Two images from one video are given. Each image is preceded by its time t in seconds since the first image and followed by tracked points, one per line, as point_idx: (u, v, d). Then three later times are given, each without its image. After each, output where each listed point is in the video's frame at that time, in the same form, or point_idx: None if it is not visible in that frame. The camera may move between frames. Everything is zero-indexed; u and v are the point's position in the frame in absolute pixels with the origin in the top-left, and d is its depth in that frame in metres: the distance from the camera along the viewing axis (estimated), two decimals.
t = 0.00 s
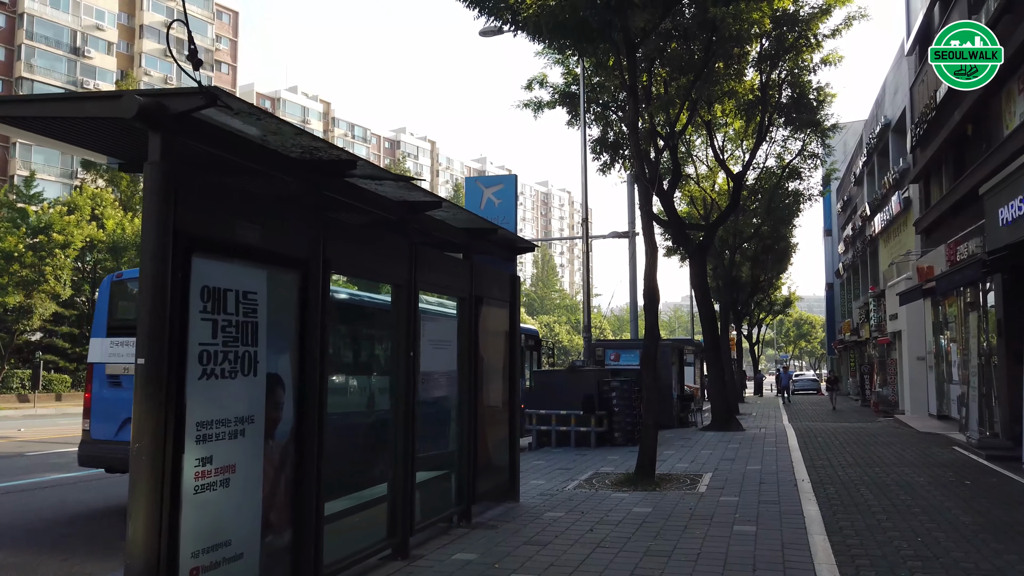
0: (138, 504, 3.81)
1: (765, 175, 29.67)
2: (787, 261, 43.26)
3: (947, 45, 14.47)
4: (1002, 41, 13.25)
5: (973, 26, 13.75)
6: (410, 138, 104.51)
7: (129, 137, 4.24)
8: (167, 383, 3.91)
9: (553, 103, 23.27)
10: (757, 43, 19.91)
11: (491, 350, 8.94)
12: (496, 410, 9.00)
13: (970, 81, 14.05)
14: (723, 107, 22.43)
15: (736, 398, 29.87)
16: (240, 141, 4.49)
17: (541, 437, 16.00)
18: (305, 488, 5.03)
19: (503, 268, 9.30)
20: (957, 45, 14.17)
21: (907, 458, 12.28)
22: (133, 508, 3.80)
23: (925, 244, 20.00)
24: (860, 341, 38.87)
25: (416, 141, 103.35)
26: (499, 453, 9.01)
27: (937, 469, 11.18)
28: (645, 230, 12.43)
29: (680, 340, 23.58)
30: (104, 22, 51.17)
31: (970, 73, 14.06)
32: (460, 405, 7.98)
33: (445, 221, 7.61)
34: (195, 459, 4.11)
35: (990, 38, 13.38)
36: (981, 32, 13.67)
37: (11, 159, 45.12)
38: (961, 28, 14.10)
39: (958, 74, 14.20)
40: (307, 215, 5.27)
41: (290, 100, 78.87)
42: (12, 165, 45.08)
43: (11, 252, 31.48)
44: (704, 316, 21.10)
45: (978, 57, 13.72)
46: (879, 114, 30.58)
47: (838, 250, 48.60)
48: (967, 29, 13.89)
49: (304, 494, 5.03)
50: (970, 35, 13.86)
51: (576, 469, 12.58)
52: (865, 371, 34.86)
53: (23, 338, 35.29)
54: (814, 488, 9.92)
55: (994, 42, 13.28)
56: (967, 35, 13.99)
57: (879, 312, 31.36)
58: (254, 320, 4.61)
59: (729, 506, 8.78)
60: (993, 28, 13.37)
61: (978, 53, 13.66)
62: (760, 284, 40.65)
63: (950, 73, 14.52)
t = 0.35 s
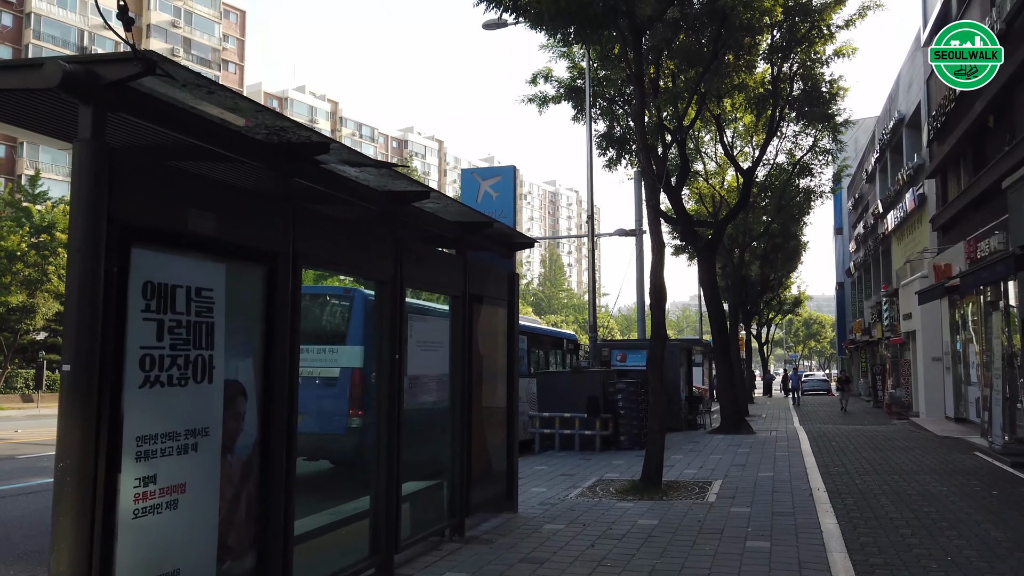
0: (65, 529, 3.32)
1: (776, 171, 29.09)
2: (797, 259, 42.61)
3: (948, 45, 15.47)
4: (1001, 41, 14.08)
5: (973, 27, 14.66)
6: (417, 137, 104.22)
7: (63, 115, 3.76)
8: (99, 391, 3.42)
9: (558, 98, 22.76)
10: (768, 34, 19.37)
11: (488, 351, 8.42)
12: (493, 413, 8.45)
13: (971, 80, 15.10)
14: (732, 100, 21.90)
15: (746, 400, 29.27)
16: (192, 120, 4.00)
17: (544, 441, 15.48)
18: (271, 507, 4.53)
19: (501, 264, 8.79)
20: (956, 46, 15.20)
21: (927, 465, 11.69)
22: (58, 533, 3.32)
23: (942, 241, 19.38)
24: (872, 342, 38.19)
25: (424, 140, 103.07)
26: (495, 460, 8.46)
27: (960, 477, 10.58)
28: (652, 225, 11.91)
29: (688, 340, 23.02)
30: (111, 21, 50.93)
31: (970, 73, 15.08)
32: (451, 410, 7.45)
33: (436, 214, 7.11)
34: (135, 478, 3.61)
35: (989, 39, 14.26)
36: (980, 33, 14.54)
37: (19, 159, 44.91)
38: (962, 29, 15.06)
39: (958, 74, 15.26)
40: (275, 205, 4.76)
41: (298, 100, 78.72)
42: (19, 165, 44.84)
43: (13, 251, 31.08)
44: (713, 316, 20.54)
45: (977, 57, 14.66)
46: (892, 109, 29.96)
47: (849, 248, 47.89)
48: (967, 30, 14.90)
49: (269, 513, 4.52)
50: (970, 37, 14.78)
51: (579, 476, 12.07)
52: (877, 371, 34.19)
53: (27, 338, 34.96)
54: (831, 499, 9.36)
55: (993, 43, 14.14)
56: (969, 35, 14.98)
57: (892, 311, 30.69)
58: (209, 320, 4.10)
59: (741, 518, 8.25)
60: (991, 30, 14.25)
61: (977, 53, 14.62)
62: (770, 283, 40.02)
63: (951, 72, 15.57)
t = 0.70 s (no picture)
0: None
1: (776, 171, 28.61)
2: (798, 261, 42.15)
3: (948, 46, 15.70)
4: (1001, 42, 14.30)
5: (974, 27, 14.95)
6: (416, 139, 103.85)
7: None
8: None
9: (554, 96, 22.24)
10: (768, 30, 18.90)
11: (474, 356, 7.91)
12: (477, 423, 7.95)
13: (971, 81, 15.32)
14: (732, 98, 21.42)
15: (745, 404, 28.75)
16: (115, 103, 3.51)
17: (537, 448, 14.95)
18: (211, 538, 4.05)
19: (486, 266, 8.32)
20: (958, 45, 15.46)
21: (935, 476, 11.19)
22: None
23: (946, 242, 18.89)
24: (874, 344, 37.71)
25: (423, 142, 102.75)
26: (479, 473, 7.94)
27: (970, 490, 10.09)
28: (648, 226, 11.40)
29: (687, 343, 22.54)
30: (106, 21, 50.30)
31: (970, 74, 15.30)
32: (430, 421, 6.95)
33: (414, 211, 6.63)
34: (38, 514, 3.13)
35: (990, 39, 14.48)
36: (981, 33, 14.77)
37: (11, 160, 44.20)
38: (962, 29, 15.31)
39: (958, 75, 15.50)
40: (222, 200, 4.27)
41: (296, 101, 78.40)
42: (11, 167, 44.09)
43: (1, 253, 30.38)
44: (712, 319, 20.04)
45: (978, 57, 14.87)
46: (894, 109, 29.49)
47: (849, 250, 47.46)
48: (967, 31, 15.17)
49: (210, 546, 4.04)
50: (971, 36, 15.12)
51: (571, 487, 11.53)
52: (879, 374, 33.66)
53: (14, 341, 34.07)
54: (837, 514, 8.86)
55: (993, 43, 14.36)
56: (969, 36, 15.23)
57: (894, 315, 30.21)
58: (136, 330, 3.63)
59: (741, 537, 7.73)
60: (991, 31, 14.48)
61: (978, 54, 14.81)
62: (770, 285, 39.52)
63: (951, 72, 15.69)
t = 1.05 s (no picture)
0: None
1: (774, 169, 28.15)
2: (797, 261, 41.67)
3: (948, 45, 15.53)
4: (1000, 41, 13.99)
5: (973, 27, 14.68)
6: (414, 140, 103.43)
7: None
8: None
9: (546, 91, 21.75)
10: (764, 21, 18.43)
11: (447, 354, 7.39)
12: (450, 426, 7.37)
13: (968, 81, 15.05)
14: (728, 92, 20.95)
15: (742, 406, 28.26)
16: None
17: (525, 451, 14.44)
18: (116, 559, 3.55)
19: (462, 258, 7.83)
20: (957, 45, 15.26)
21: (937, 480, 10.68)
22: None
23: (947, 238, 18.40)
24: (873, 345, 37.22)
25: (421, 143, 102.36)
26: (451, 480, 7.36)
27: (975, 496, 9.58)
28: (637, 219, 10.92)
29: (684, 343, 22.03)
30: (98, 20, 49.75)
31: (968, 73, 15.05)
32: (394, 424, 6.42)
33: (376, 197, 6.11)
34: None
35: (989, 38, 14.22)
36: (981, 32, 14.48)
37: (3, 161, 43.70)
38: (962, 29, 15.08)
39: (956, 75, 15.23)
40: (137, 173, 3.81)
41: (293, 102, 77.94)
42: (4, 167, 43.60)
43: None
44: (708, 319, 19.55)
45: (978, 57, 14.57)
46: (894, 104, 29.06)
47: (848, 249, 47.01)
48: (966, 29, 14.86)
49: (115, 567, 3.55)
50: (970, 36, 14.86)
51: (557, 492, 11.02)
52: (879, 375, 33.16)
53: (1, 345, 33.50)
54: (835, 522, 8.35)
55: (993, 42, 14.04)
56: (968, 35, 14.96)
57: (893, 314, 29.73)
58: (16, 319, 3.19)
59: (732, 548, 7.22)
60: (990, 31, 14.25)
61: (976, 53, 14.53)
62: (768, 285, 39.03)
63: (951, 72, 15.43)
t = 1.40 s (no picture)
0: None
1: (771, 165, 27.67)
2: (795, 259, 41.17)
3: (948, 45, 15.08)
4: (1000, 41, 13.67)
5: (973, 26, 14.36)
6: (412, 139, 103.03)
7: None
8: None
9: (538, 84, 21.25)
10: (761, 12, 17.91)
11: (416, 354, 6.83)
12: (421, 432, 6.81)
13: (968, 81, 14.61)
14: (724, 85, 20.45)
15: (739, 407, 27.81)
16: None
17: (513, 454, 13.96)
18: None
19: (434, 252, 7.33)
20: (957, 45, 14.86)
21: (940, 485, 10.21)
22: None
23: (949, 234, 17.89)
24: (873, 344, 36.74)
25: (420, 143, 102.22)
26: (421, 491, 6.81)
27: (981, 502, 9.09)
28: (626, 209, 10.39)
29: (679, 343, 21.54)
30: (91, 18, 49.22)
31: (968, 73, 14.62)
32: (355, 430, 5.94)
33: (333, 182, 5.60)
34: None
35: (990, 39, 13.78)
36: (982, 32, 14.12)
37: None
38: (961, 28, 14.70)
39: (956, 75, 14.78)
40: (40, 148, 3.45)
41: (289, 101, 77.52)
42: None
43: None
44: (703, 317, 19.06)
45: (978, 57, 14.14)
46: (893, 100, 28.59)
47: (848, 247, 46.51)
48: (966, 28, 14.44)
49: None
50: (970, 35, 14.50)
51: (543, 498, 10.53)
52: (879, 375, 32.67)
53: None
54: (834, 534, 7.86)
55: (993, 42, 13.71)
56: (967, 35, 14.55)
57: (893, 313, 29.24)
58: None
59: (723, 563, 6.72)
60: (991, 30, 13.87)
61: (978, 53, 14.08)
62: (766, 284, 38.56)
63: (951, 73, 15.00)
